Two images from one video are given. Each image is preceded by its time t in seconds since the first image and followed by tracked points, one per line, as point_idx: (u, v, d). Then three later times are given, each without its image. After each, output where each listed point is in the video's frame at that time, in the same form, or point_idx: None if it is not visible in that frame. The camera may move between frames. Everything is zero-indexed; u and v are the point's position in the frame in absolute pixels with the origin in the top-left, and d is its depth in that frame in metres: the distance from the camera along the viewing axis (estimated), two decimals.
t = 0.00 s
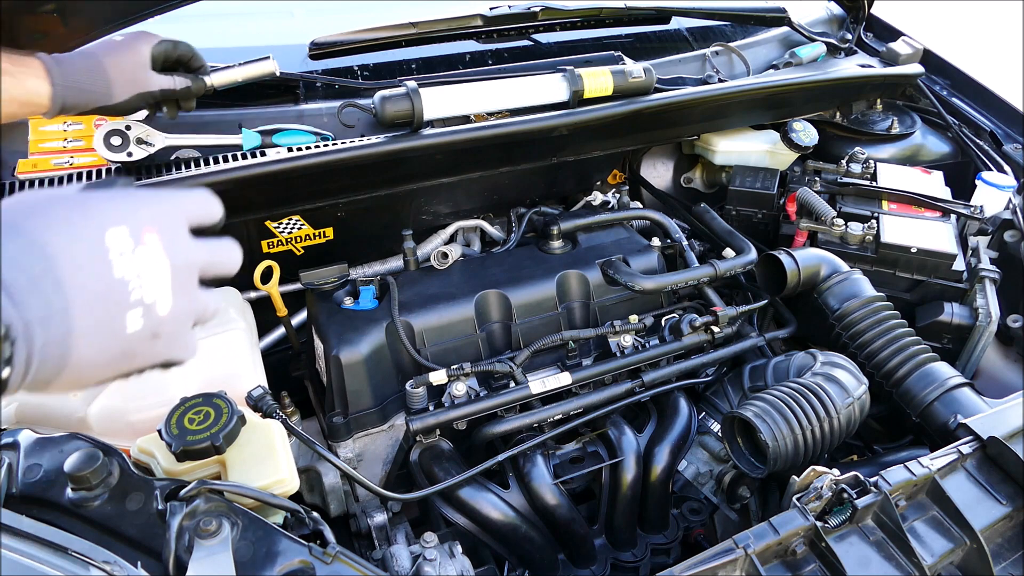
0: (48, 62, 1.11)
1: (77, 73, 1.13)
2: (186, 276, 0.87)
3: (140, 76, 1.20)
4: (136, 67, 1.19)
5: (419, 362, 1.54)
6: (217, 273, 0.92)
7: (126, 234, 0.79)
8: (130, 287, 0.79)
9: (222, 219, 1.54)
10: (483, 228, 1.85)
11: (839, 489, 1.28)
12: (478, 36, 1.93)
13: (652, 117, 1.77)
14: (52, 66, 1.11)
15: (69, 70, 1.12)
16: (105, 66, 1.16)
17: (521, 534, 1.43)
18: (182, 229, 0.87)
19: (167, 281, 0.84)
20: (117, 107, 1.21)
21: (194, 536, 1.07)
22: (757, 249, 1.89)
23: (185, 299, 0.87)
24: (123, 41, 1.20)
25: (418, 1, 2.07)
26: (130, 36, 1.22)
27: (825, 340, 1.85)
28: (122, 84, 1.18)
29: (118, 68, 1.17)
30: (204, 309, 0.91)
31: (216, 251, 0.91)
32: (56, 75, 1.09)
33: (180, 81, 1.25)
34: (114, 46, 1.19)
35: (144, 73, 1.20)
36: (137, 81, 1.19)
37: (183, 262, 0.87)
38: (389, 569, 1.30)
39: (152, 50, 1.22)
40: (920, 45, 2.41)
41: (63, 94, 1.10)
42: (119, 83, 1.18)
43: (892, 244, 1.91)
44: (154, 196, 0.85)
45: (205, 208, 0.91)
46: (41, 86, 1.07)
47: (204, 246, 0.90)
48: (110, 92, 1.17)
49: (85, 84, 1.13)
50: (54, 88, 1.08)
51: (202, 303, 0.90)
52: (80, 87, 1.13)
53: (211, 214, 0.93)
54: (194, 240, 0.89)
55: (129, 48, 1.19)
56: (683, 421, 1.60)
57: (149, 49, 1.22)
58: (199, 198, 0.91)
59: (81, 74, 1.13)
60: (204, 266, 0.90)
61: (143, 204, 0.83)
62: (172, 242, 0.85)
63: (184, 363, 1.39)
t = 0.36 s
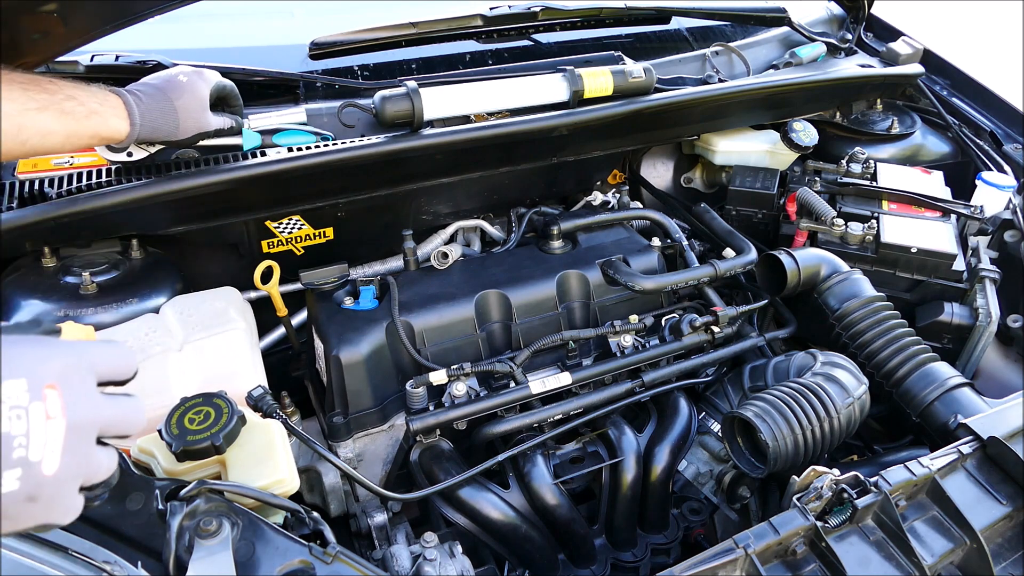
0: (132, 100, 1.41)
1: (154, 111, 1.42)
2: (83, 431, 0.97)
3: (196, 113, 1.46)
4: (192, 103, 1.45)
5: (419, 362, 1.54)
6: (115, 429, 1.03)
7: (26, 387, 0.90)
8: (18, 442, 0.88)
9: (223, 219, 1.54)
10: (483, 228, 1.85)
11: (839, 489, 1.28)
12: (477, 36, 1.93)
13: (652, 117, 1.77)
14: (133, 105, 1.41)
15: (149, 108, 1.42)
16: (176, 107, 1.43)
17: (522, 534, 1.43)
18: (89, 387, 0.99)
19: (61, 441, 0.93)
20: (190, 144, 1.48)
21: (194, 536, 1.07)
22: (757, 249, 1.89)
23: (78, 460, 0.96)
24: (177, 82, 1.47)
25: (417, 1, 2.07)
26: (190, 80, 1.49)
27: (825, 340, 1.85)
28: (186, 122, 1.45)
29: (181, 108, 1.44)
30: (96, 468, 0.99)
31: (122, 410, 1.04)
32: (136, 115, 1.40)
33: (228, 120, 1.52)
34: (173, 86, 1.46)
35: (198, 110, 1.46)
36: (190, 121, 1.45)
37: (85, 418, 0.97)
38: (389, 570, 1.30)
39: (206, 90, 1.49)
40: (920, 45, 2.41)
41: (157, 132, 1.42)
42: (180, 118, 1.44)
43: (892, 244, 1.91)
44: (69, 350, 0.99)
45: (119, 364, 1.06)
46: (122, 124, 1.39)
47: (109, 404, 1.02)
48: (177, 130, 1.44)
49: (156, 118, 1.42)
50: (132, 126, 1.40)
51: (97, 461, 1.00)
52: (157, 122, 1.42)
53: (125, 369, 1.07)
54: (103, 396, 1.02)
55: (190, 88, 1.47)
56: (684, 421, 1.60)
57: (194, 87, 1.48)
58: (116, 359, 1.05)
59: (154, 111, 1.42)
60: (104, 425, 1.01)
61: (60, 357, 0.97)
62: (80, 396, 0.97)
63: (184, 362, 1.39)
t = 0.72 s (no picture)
0: (236, 65, 1.23)
1: (253, 74, 1.23)
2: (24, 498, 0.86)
3: (307, 88, 1.28)
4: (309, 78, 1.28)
5: (419, 362, 1.54)
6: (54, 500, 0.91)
7: None
8: None
9: (223, 219, 1.54)
10: (483, 228, 1.84)
11: (839, 489, 1.28)
12: (478, 36, 1.93)
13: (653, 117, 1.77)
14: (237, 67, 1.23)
15: (250, 75, 1.23)
16: (272, 73, 1.26)
17: (522, 534, 1.43)
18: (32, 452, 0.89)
19: None
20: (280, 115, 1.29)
21: (194, 536, 1.07)
22: (757, 249, 1.89)
23: (14, 531, 0.84)
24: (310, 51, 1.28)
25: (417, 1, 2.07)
26: (314, 50, 1.29)
27: (825, 340, 1.85)
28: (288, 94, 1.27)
29: (291, 80, 1.27)
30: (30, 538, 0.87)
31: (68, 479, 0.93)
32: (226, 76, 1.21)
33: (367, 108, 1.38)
34: (292, 55, 1.28)
35: (315, 86, 1.29)
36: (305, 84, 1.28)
37: (26, 485, 0.86)
38: (389, 570, 1.30)
39: (327, 63, 1.29)
40: (920, 45, 2.41)
41: (232, 102, 1.23)
42: (284, 90, 1.26)
43: (892, 244, 1.91)
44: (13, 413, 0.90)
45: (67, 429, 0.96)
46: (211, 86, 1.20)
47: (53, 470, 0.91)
48: (272, 100, 1.26)
49: (256, 82, 1.24)
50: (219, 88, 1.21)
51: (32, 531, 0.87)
52: (255, 91, 1.24)
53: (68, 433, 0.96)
54: (47, 463, 0.92)
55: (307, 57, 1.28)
56: (684, 421, 1.60)
57: (333, 57, 1.29)
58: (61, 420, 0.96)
59: (265, 84, 1.24)
60: (46, 493, 0.90)
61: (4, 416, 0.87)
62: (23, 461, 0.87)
63: (184, 362, 1.39)
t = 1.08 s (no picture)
0: (459, 134, 1.46)
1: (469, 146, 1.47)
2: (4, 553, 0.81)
3: (504, 163, 1.54)
4: (506, 157, 1.53)
5: (419, 362, 1.54)
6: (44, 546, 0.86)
7: None
8: None
9: (223, 219, 1.54)
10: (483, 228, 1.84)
11: (839, 489, 1.28)
12: (477, 36, 1.93)
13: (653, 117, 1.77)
14: (459, 135, 1.45)
15: (466, 146, 1.46)
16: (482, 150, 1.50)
17: (522, 534, 1.43)
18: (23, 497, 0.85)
19: None
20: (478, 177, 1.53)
21: (194, 536, 1.07)
22: (757, 249, 1.89)
23: None
24: (513, 136, 1.54)
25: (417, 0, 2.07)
26: (503, 133, 1.53)
27: (825, 340, 1.85)
28: (489, 166, 1.52)
29: (491, 156, 1.52)
30: None
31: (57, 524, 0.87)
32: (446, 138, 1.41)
33: (534, 181, 1.63)
34: (497, 138, 1.52)
35: (506, 159, 1.54)
36: (421, 151, 1.37)
37: (8, 537, 0.82)
38: (390, 570, 1.30)
39: (526, 147, 1.55)
40: (920, 45, 2.41)
41: (438, 160, 1.42)
42: (484, 162, 1.51)
43: (892, 244, 1.91)
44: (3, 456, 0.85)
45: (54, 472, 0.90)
46: (431, 144, 1.38)
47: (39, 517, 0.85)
48: (476, 166, 1.50)
49: (467, 153, 1.47)
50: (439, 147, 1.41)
51: None
52: (465, 158, 1.47)
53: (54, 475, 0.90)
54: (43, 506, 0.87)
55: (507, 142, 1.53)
56: (683, 421, 1.60)
57: (519, 138, 1.54)
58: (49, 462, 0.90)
59: (472, 154, 1.48)
60: (38, 539, 0.85)
61: None
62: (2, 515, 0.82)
63: (183, 362, 1.38)
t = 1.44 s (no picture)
0: (447, 136, 1.45)
1: (456, 146, 1.47)
2: None
3: (494, 160, 1.53)
4: (495, 155, 1.53)
5: (419, 362, 1.54)
6: None
7: None
8: None
9: (223, 219, 1.54)
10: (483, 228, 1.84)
11: (839, 489, 1.28)
12: (477, 36, 1.93)
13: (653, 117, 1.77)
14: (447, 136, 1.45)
15: (455, 147, 1.46)
16: (471, 149, 1.50)
17: (522, 534, 1.43)
18: None
19: None
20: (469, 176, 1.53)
21: (194, 536, 1.07)
22: (757, 249, 1.89)
23: None
24: (500, 134, 1.53)
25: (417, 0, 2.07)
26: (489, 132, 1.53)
27: (825, 340, 1.85)
28: (478, 164, 1.52)
29: (479, 156, 1.52)
30: None
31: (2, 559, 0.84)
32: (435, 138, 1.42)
33: (526, 177, 1.62)
34: (485, 138, 1.52)
35: (496, 156, 1.53)
36: (413, 152, 1.38)
37: None
38: (390, 570, 1.30)
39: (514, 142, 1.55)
40: (920, 45, 2.41)
41: (429, 162, 1.42)
42: (474, 160, 1.51)
43: (892, 244, 1.91)
44: None
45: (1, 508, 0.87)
46: (423, 144, 1.39)
47: None
48: (465, 165, 1.50)
49: (456, 153, 1.47)
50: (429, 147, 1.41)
51: None
52: (455, 159, 1.47)
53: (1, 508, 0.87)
54: None
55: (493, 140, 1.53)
56: (683, 421, 1.60)
57: (507, 135, 1.54)
58: None
59: (461, 154, 1.48)
60: None
61: None
62: None
63: (183, 362, 1.38)
